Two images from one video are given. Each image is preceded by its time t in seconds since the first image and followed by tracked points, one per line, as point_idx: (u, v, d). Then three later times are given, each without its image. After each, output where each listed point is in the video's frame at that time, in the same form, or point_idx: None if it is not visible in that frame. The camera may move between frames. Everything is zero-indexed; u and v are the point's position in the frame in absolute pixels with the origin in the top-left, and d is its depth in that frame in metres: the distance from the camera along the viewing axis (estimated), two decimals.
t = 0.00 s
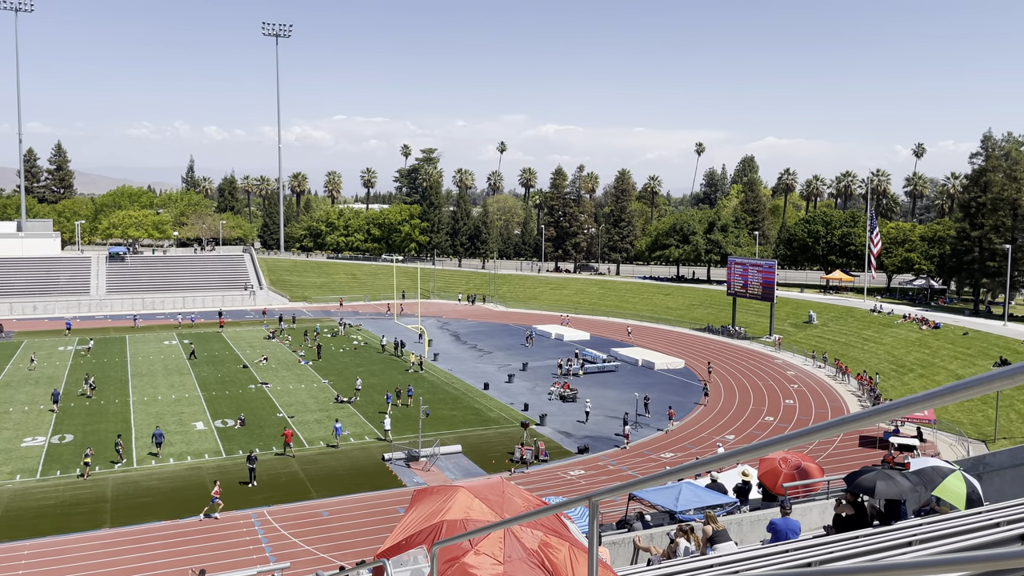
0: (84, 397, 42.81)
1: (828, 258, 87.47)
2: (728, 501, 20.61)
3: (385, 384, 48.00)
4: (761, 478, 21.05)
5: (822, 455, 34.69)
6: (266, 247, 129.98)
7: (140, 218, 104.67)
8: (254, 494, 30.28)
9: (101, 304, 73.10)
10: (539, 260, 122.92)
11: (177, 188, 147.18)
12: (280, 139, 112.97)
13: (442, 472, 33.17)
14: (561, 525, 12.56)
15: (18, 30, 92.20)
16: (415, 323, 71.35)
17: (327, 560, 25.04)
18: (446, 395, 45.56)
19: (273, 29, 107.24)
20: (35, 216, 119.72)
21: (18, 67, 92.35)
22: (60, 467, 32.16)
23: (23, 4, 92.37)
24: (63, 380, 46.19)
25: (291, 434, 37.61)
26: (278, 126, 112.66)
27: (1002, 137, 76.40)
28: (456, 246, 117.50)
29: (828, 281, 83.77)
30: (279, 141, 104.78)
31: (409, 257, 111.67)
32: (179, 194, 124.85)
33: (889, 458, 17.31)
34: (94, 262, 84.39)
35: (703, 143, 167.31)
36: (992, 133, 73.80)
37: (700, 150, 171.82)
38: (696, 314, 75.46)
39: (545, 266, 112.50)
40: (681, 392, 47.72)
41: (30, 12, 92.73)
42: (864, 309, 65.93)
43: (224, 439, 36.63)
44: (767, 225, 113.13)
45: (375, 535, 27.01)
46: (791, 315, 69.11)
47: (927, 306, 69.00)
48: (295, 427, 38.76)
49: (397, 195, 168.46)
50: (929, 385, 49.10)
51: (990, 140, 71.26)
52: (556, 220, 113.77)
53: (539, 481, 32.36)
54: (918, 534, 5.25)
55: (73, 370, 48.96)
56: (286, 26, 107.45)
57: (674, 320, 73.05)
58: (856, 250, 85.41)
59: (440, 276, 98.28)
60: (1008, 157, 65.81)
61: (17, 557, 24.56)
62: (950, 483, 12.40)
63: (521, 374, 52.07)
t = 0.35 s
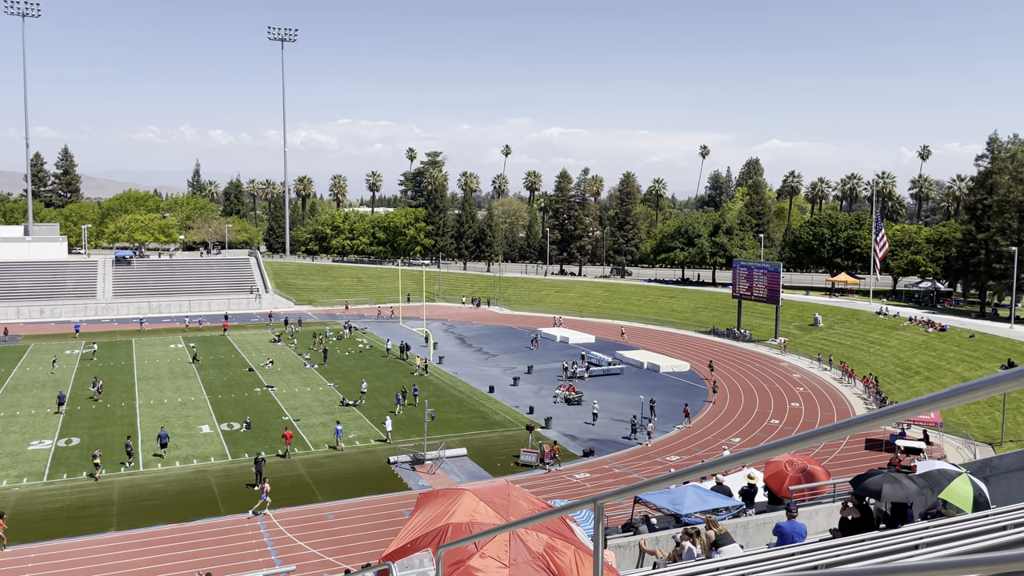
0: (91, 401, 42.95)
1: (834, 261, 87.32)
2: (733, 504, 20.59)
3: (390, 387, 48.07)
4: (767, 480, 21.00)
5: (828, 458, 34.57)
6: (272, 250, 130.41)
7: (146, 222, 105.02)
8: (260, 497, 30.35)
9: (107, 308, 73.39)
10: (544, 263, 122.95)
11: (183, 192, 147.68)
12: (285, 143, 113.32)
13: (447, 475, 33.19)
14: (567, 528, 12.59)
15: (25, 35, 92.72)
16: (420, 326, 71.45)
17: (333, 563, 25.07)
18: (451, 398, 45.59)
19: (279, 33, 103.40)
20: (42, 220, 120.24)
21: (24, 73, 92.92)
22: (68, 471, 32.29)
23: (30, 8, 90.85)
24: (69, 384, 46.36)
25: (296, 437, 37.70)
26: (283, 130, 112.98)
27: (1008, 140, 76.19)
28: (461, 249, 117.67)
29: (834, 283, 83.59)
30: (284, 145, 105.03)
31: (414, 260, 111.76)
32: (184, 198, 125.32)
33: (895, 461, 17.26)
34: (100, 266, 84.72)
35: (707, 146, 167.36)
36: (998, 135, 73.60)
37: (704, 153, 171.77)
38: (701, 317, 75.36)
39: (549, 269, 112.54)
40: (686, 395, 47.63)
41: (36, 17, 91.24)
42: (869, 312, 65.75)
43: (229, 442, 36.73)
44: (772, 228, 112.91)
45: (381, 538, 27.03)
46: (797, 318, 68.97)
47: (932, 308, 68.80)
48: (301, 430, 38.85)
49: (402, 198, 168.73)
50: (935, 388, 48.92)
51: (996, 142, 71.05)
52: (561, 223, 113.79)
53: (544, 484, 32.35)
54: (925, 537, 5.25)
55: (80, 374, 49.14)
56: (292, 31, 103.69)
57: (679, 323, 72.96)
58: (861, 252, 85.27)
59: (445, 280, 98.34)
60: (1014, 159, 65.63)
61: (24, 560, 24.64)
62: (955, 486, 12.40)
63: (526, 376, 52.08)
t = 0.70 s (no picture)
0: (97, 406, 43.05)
1: (839, 265, 87.11)
2: (739, 509, 20.54)
3: (395, 392, 48.06)
4: (773, 485, 20.92)
5: (835, 462, 34.42)
6: (277, 255, 130.80)
7: (152, 227, 105.45)
8: (266, 502, 30.38)
9: (113, 313, 73.68)
10: (549, 268, 123.08)
11: (189, 198, 148.40)
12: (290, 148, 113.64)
13: (452, 480, 33.16)
14: (573, 533, 12.58)
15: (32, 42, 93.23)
16: (425, 331, 71.53)
17: (339, 568, 25.05)
18: (456, 402, 45.59)
19: (284, 38, 106.06)
20: (49, 226, 120.96)
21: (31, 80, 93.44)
22: (74, 476, 32.38)
23: (36, 16, 93.01)
24: (76, 390, 46.54)
25: (302, 443, 37.73)
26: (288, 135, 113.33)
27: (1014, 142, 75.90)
28: (466, 253, 117.89)
29: (839, 287, 83.33)
30: (289, 151, 105.45)
31: (419, 264, 111.86)
32: (190, 204, 125.86)
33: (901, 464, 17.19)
34: (106, 272, 85.09)
35: (712, 149, 167.36)
36: (1004, 137, 73.35)
37: (709, 157, 171.68)
38: (707, 321, 75.21)
39: (554, 273, 112.58)
40: (692, 399, 47.50)
41: (43, 24, 93.38)
42: (876, 316, 65.53)
43: (235, 447, 36.78)
44: (777, 231, 112.78)
45: (386, 543, 26.99)
46: (803, 322, 68.77)
47: (939, 312, 68.51)
48: (307, 435, 38.89)
49: (406, 203, 169.02)
50: (942, 391, 48.68)
51: (1002, 144, 70.80)
52: (566, 228, 113.81)
53: (550, 489, 32.28)
54: (933, 541, 5.22)
55: (86, 380, 49.31)
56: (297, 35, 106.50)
57: (684, 327, 72.85)
58: (867, 256, 85.18)
59: (450, 284, 98.40)
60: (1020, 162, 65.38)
61: (31, 566, 24.69)
62: (963, 490, 12.36)
63: (532, 381, 52.03)
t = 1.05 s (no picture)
0: (104, 413, 43.18)
1: (845, 268, 86.89)
2: (747, 514, 20.46)
3: (401, 398, 48.06)
4: (781, 490, 20.83)
5: (842, 467, 34.24)
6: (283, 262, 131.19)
7: (159, 235, 105.90)
8: (272, 509, 30.40)
9: (120, 320, 73.99)
10: (554, 273, 123.12)
11: (195, 205, 149.12)
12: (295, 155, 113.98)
13: (459, 486, 33.12)
14: (579, 540, 12.59)
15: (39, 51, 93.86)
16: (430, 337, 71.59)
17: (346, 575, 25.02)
18: (462, 408, 45.57)
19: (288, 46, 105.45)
20: (56, 234, 121.65)
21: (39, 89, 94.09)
22: (81, 483, 32.48)
23: (42, 24, 92.17)
24: (83, 397, 46.69)
25: (308, 449, 37.76)
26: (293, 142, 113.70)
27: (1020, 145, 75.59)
28: (471, 259, 118.10)
29: (846, 291, 83.07)
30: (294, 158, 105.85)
31: (424, 270, 111.98)
32: (196, 211, 126.41)
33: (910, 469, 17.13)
34: (113, 279, 85.43)
35: (717, 153, 167.24)
36: (1011, 140, 73.11)
37: (714, 161, 171.63)
38: (713, 326, 75.08)
39: (560, 278, 112.55)
40: (698, 405, 47.35)
41: (49, 33, 92.66)
42: (883, 320, 65.29)
43: (242, 454, 36.83)
44: (783, 236, 112.66)
45: (393, 549, 26.96)
46: (809, 326, 68.58)
47: (946, 315, 68.22)
48: (313, 441, 38.94)
49: (411, 209, 169.32)
50: (949, 395, 48.44)
51: (1008, 147, 70.53)
52: (571, 233, 113.82)
53: (556, 494, 32.19)
54: (943, 546, 5.20)
55: (94, 387, 49.45)
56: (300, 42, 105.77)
57: (690, 332, 72.70)
58: (874, 259, 84.91)
59: (455, 290, 98.47)
60: None
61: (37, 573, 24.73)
62: (972, 495, 12.28)
63: (538, 387, 51.94)
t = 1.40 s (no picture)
0: (114, 422, 43.35)
1: (854, 273, 86.48)
2: (756, 521, 20.40)
3: (409, 405, 48.11)
4: (791, 496, 20.73)
5: (852, 472, 34.03)
6: (291, 269, 131.72)
7: (167, 243, 106.49)
8: (282, 517, 30.45)
9: (129, 329, 74.40)
10: (561, 279, 123.03)
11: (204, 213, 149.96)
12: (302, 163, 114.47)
13: (467, 493, 33.08)
14: (588, 546, 12.58)
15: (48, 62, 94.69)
16: (438, 343, 71.71)
17: None
18: (470, 415, 45.52)
19: (296, 55, 106.09)
20: (66, 243, 122.47)
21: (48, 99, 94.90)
22: (91, 492, 32.59)
23: (53, 36, 92.40)
24: (93, 405, 46.91)
25: (317, 456, 37.82)
26: (300, 150, 114.25)
27: None
28: (479, 265, 118.29)
29: (855, 295, 82.69)
30: (302, 166, 106.31)
31: (432, 277, 112.10)
32: (204, 220, 127.12)
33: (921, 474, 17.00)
34: (122, 288, 85.89)
35: (724, 159, 167.23)
36: (1019, 143, 72.72)
37: (721, 166, 171.43)
38: (721, 331, 74.83)
39: (567, 284, 112.52)
40: (707, 410, 47.17)
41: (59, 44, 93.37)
42: (892, 324, 64.96)
43: (251, 462, 36.91)
44: (791, 240, 112.34)
45: (401, 557, 26.95)
46: (818, 331, 68.26)
47: (956, 319, 67.82)
48: (321, 448, 38.99)
49: (419, 216, 169.72)
50: (960, 400, 48.09)
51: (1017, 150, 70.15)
52: (578, 238, 113.76)
53: (565, 501, 32.10)
54: (952, 553, 5.18)
55: (104, 396, 49.71)
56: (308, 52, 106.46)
57: (698, 337, 72.50)
58: (883, 264, 84.41)
59: (463, 296, 98.55)
60: None
61: None
62: (982, 499, 12.24)
63: (546, 393, 51.85)
